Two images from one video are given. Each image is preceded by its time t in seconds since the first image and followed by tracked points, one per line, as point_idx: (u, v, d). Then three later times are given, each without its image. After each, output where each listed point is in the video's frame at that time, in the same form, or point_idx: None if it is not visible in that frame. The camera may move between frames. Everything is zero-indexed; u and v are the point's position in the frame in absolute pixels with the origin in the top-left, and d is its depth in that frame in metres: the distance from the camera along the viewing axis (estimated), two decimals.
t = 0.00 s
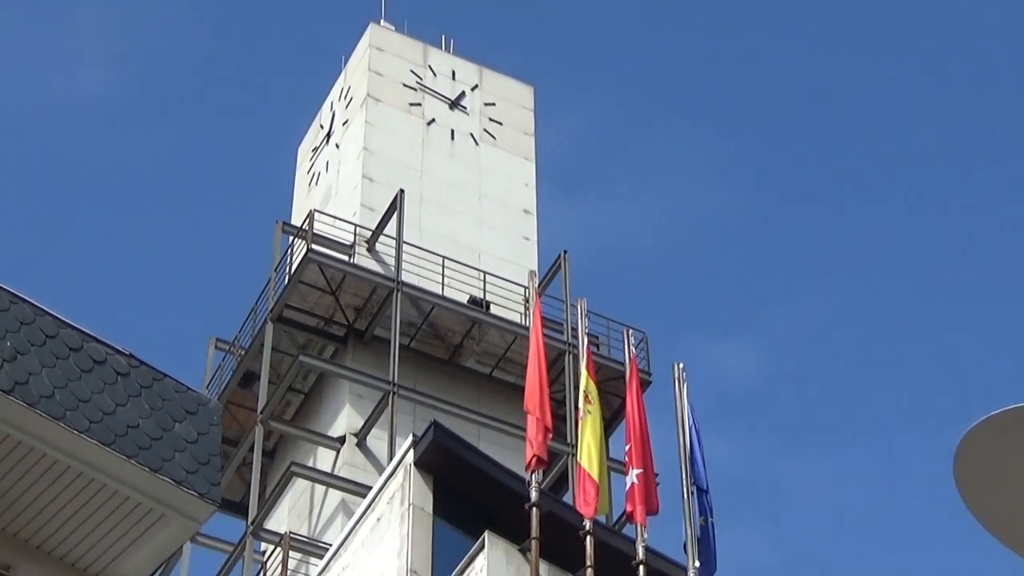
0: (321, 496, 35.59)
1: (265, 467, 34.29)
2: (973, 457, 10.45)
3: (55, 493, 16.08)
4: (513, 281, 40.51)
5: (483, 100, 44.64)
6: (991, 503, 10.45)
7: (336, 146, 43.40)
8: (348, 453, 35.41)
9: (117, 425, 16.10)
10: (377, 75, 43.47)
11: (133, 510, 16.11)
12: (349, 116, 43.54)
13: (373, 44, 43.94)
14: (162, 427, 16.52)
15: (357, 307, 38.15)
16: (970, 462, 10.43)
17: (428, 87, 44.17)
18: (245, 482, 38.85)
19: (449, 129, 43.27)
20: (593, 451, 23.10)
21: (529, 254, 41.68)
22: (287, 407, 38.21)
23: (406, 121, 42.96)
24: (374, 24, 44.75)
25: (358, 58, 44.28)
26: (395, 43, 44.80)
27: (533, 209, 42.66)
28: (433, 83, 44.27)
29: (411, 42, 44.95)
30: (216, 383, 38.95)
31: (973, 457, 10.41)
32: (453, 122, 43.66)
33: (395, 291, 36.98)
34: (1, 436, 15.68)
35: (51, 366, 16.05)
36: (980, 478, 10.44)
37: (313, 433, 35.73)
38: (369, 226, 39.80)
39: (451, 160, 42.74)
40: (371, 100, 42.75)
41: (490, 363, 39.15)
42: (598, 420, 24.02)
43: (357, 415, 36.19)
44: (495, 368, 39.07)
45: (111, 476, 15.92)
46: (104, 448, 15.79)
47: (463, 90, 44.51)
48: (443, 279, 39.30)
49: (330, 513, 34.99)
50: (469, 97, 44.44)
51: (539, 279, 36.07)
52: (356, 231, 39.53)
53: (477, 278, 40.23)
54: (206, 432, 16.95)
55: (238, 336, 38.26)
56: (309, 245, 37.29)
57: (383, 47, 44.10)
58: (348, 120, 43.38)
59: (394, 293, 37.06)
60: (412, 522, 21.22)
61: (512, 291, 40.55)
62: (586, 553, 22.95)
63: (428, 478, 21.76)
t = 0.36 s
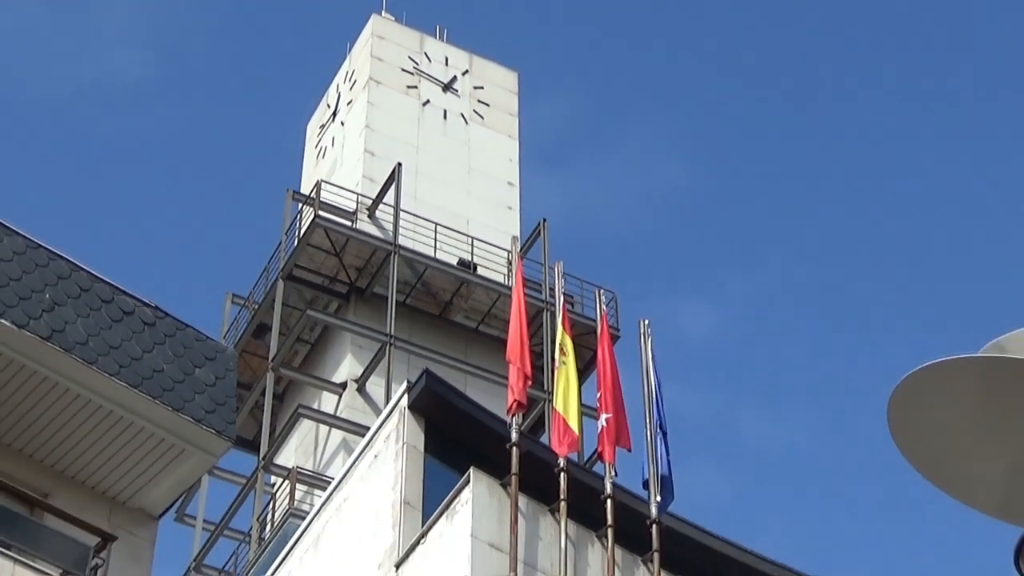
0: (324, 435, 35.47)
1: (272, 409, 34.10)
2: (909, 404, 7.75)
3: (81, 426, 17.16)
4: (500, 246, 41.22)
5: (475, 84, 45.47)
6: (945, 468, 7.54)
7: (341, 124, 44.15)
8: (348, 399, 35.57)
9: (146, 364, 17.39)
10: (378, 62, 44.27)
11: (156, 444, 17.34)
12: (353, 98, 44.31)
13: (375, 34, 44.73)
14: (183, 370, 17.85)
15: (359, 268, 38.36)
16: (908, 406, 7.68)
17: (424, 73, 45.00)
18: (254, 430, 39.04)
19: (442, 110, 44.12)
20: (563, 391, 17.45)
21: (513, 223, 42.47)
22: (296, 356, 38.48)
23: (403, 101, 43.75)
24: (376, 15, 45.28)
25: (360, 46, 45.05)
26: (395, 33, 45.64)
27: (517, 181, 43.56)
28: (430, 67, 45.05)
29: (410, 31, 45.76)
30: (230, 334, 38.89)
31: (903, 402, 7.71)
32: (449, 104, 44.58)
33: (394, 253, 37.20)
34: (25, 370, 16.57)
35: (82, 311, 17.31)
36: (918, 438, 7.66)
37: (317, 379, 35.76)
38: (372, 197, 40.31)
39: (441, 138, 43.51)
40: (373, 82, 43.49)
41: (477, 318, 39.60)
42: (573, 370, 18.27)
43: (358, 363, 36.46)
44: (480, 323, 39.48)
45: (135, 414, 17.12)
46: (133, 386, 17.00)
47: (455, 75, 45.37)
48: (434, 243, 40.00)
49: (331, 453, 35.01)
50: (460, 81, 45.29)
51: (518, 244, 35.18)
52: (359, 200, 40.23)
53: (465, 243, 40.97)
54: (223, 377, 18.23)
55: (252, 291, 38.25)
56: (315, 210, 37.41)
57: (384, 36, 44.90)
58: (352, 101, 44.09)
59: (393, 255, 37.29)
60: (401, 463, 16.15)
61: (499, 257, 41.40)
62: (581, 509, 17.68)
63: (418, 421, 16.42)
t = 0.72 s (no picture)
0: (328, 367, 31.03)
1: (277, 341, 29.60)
2: (855, 327, 5.58)
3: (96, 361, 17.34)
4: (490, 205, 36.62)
5: (461, 61, 40.55)
6: (887, 401, 5.54)
7: (343, 96, 39.14)
8: (348, 338, 31.17)
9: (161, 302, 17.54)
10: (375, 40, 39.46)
11: (169, 381, 17.63)
12: (348, 74, 39.41)
13: (375, 13, 40.08)
14: (197, 307, 18.03)
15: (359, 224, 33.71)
16: (847, 334, 5.52)
17: (417, 52, 40.09)
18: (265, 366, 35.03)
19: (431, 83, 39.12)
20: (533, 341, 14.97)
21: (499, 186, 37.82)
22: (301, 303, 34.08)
23: (397, 75, 38.91)
24: None
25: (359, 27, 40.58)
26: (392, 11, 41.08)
27: (498, 146, 38.74)
28: (422, 44, 40.17)
29: (404, 12, 41.35)
30: (239, 284, 34.11)
31: (846, 332, 5.50)
32: (439, 78, 39.60)
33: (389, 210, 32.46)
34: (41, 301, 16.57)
35: (99, 247, 17.40)
36: (860, 372, 5.46)
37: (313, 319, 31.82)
38: (369, 158, 35.78)
39: (433, 111, 38.67)
40: (371, 58, 38.65)
41: (462, 268, 35.13)
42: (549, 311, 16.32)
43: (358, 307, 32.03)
44: (466, 274, 35.04)
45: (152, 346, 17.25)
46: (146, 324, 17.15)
47: (444, 52, 40.47)
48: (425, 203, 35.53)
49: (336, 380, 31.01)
50: (449, 58, 40.38)
51: (500, 200, 32.37)
52: (359, 159, 35.66)
53: (451, 201, 36.53)
54: (236, 319, 18.44)
55: (264, 236, 33.53)
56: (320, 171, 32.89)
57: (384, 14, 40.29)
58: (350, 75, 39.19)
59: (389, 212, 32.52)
60: (394, 398, 15.56)
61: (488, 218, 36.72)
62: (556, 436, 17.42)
63: (409, 357, 15.95)
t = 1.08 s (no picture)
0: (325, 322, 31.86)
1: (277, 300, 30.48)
2: (813, 282, 4.89)
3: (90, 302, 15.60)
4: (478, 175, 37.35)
5: (448, 41, 41.38)
6: (835, 355, 4.90)
7: (340, 72, 39.82)
8: (342, 296, 31.96)
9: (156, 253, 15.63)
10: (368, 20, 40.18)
11: (170, 333, 15.78)
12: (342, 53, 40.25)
13: None
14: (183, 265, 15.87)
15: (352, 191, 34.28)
16: (808, 286, 4.77)
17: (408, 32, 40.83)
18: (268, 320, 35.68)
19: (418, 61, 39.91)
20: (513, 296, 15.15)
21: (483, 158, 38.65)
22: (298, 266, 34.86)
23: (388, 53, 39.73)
24: None
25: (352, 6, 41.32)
26: None
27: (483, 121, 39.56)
28: (412, 25, 40.94)
29: None
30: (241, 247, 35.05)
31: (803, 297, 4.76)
32: (428, 57, 40.36)
33: (380, 178, 33.14)
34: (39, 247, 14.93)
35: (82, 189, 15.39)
36: (822, 341, 4.74)
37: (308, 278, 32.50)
38: (363, 130, 36.75)
39: (423, 88, 39.45)
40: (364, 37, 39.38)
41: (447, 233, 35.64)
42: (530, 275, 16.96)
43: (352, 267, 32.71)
44: (452, 238, 35.54)
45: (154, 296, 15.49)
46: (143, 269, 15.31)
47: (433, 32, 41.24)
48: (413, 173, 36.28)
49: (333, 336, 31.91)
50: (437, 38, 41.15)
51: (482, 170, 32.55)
52: (353, 131, 36.61)
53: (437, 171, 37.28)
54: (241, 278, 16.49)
55: (265, 201, 34.46)
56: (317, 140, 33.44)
57: None
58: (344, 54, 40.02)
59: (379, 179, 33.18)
60: (384, 351, 16.56)
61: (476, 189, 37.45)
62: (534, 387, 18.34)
63: (399, 314, 17.00)
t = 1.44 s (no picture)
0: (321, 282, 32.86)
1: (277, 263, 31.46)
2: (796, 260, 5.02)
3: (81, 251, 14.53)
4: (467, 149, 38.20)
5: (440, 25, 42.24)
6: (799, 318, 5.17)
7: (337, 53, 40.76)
8: (338, 258, 32.91)
9: (152, 209, 14.75)
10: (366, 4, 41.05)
11: (168, 289, 14.86)
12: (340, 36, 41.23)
13: None
14: (177, 222, 14.88)
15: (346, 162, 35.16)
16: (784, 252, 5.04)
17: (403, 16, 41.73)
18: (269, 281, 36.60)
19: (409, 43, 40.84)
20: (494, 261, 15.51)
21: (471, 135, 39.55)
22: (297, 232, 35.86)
23: (383, 37, 40.70)
24: None
25: None
26: None
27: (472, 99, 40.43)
28: (407, 9, 41.77)
29: None
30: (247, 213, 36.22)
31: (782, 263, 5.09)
32: (420, 40, 41.30)
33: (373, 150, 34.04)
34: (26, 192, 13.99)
35: (80, 141, 14.54)
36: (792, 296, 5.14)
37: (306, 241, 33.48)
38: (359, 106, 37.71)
39: (414, 69, 40.40)
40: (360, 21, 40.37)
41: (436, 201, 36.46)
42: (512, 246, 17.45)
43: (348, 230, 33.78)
44: (440, 206, 36.35)
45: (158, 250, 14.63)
46: (140, 225, 14.43)
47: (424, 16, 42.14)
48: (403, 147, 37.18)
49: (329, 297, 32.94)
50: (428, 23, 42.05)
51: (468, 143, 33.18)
52: (350, 106, 37.57)
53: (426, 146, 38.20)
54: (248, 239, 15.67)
55: (271, 168, 35.58)
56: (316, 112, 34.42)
57: None
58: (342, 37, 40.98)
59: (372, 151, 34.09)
60: (376, 309, 17.78)
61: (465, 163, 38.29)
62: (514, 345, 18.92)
63: (391, 275, 18.17)
